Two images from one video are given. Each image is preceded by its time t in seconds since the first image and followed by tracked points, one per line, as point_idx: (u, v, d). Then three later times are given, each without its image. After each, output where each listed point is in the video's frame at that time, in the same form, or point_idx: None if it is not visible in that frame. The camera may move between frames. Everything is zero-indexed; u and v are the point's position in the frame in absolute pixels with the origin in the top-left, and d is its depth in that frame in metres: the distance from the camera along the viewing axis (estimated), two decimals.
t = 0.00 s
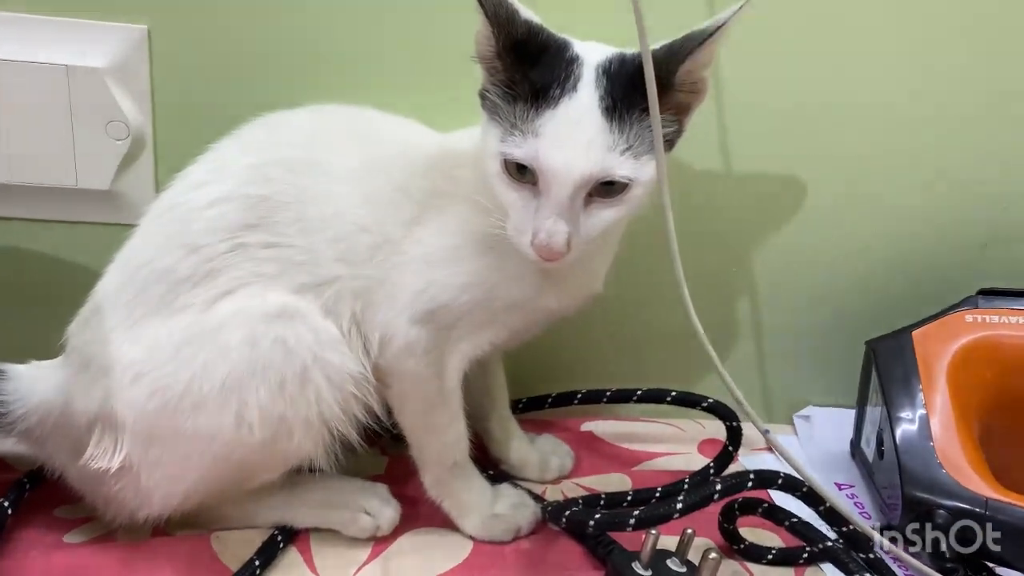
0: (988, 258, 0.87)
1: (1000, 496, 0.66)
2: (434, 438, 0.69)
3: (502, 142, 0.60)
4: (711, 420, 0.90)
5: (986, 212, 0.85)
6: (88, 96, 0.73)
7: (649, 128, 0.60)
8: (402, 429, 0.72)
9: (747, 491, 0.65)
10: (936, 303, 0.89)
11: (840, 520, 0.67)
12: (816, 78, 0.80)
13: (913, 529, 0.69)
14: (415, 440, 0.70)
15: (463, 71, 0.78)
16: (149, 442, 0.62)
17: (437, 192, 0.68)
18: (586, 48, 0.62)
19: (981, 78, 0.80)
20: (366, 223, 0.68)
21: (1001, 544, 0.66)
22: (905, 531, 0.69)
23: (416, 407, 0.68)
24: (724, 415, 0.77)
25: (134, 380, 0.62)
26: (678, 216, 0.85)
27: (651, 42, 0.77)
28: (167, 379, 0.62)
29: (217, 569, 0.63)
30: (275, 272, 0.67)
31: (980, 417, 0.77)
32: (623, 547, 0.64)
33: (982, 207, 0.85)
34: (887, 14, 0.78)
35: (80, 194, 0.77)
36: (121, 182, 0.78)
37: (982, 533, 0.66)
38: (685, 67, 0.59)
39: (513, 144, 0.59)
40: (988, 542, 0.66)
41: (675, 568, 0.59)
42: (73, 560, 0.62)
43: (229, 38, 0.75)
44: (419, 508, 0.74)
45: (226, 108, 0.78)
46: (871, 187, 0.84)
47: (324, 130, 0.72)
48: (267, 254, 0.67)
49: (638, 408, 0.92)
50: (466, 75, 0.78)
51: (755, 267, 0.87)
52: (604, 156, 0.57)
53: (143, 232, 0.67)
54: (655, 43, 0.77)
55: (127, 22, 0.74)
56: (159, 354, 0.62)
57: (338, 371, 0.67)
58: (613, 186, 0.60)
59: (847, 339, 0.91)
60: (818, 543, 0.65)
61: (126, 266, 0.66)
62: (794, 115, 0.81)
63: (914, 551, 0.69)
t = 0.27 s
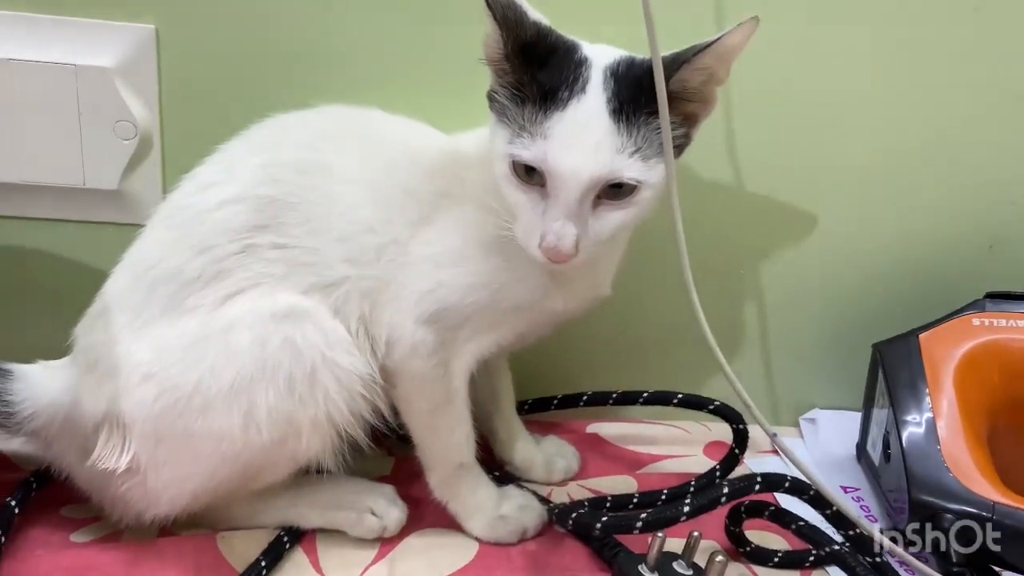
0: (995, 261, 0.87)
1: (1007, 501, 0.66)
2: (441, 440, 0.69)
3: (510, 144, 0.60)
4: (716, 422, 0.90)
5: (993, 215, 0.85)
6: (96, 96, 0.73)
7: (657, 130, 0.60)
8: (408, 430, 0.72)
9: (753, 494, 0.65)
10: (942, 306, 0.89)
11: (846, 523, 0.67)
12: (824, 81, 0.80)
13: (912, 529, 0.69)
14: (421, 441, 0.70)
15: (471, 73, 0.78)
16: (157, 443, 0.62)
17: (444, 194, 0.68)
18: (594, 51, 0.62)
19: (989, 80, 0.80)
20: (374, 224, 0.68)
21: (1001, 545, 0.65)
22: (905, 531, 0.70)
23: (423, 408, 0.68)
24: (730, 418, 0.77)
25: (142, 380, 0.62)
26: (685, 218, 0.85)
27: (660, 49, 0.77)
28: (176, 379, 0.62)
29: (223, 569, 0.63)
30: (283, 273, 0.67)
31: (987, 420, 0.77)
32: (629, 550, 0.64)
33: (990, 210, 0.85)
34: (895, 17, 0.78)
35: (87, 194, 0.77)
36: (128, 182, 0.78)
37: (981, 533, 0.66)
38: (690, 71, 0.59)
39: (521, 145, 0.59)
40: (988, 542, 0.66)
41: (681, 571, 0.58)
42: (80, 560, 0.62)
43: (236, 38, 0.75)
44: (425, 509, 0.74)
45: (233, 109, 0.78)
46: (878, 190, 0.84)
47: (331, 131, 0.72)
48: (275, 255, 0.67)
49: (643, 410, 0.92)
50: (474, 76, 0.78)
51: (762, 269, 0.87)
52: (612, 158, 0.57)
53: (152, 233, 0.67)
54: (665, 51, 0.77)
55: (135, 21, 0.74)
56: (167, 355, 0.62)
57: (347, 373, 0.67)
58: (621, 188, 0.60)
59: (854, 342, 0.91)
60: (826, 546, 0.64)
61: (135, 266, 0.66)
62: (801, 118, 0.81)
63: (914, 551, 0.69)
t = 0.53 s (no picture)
0: (997, 268, 0.87)
1: (1008, 507, 0.66)
2: (445, 444, 0.70)
3: (516, 151, 0.60)
4: (719, 427, 0.90)
5: (996, 222, 0.85)
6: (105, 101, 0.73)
7: (662, 139, 0.60)
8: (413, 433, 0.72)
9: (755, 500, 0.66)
10: (945, 313, 0.89)
11: (848, 529, 0.67)
12: (827, 88, 0.80)
13: (912, 529, 0.69)
14: (426, 445, 0.70)
15: (476, 80, 0.78)
16: (164, 446, 0.63)
17: (450, 200, 0.69)
18: (600, 59, 0.62)
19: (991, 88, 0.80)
20: (380, 230, 0.68)
21: (1001, 545, 0.65)
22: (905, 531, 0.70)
23: (428, 413, 0.69)
24: (732, 423, 0.77)
25: (150, 384, 0.63)
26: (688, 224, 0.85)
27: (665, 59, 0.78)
28: (184, 384, 0.62)
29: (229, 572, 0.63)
30: (290, 279, 0.68)
31: (988, 427, 0.78)
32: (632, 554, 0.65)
33: (992, 218, 0.85)
34: (898, 25, 0.78)
35: (95, 198, 0.78)
36: (136, 186, 0.78)
37: (981, 533, 0.66)
38: (693, 79, 0.59)
39: (527, 153, 0.60)
40: (987, 544, 0.65)
41: None
42: (87, 562, 0.63)
43: (243, 44, 0.76)
44: (429, 513, 0.74)
45: (241, 114, 0.79)
46: (880, 197, 0.84)
47: (339, 137, 0.72)
48: (282, 261, 0.68)
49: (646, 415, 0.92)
50: (480, 82, 0.78)
51: (764, 275, 0.88)
52: (617, 166, 0.57)
53: (161, 238, 0.68)
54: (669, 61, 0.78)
55: (143, 27, 0.74)
56: (175, 359, 0.63)
57: (353, 378, 0.67)
58: (626, 196, 0.61)
59: (856, 348, 0.91)
60: (827, 552, 0.65)
61: (144, 271, 0.67)
62: (804, 125, 0.82)
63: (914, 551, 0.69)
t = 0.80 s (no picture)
0: (994, 268, 0.87)
1: (1003, 506, 0.66)
2: (440, 442, 0.70)
3: (512, 150, 0.61)
4: (715, 427, 0.90)
5: (992, 222, 0.85)
6: (101, 99, 0.74)
7: (657, 138, 0.60)
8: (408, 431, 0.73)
9: (750, 499, 0.66)
10: (941, 313, 0.89)
11: (842, 528, 0.67)
12: (824, 88, 0.80)
13: (912, 529, 0.69)
14: (421, 443, 0.70)
15: (473, 78, 0.78)
16: (159, 443, 0.63)
17: (446, 198, 0.69)
18: (596, 58, 0.62)
19: (988, 88, 0.80)
20: (376, 228, 0.68)
21: (1001, 545, 0.65)
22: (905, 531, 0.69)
23: (423, 411, 0.69)
24: (727, 422, 0.77)
25: (145, 382, 0.63)
26: (685, 224, 0.85)
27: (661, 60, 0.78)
28: (179, 381, 0.62)
29: (222, 569, 0.63)
30: (286, 277, 0.68)
31: (984, 427, 0.78)
32: (626, 553, 0.65)
33: (989, 217, 0.85)
34: (894, 25, 0.78)
35: (91, 195, 0.78)
36: (132, 184, 0.79)
37: (981, 533, 0.65)
38: (687, 78, 0.59)
39: (523, 151, 0.60)
40: (987, 543, 0.65)
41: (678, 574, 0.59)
42: (81, 559, 0.63)
43: (240, 42, 0.76)
44: (424, 511, 0.74)
45: (237, 113, 0.79)
46: (877, 196, 0.84)
47: (335, 136, 0.72)
48: (278, 258, 0.68)
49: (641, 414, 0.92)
50: (476, 81, 0.79)
51: (761, 275, 0.88)
52: (613, 165, 0.57)
53: (156, 236, 0.68)
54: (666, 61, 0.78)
55: (139, 25, 0.74)
56: (170, 356, 0.63)
57: (348, 376, 0.67)
58: (621, 195, 0.61)
59: (852, 348, 0.91)
60: (821, 551, 0.64)
61: (139, 269, 0.67)
62: (801, 125, 0.82)
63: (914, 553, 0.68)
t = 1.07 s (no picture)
0: (993, 275, 0.87)
1: (1004, 513, 0.67)
2: (444, 449, 0.70)
3: (516, 159, 0.61)
4: (717, 433, 0.91)
5: (992, 229, 0.86)
6: (108, 108, 0.74)
7: (660, 148, 0.61)
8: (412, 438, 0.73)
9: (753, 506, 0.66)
10: (941, 320, 0.90)
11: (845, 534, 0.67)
12: (825, 97, 0.81)
13: (913, 529, 0.69)
14: (426, 450, 0.71)
15: (477, 87, 0.79)
16: (166, 451, 0.63)
17: (451, 207, 0.69)
18: (599, 70, 0.63)
19: (987, 97, 0.81)
20: (381, 236, 0.69)
21: (1001, 546, 0.65)
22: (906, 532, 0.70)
23: (427, 418, 0.69)
24: (730, 429, 0.77)
25: (151, 389, 0.63)
26: (687, 231, 0.86)
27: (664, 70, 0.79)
28: (185, 389, 0.63)
29: None
30: (291, 284, 0.68)
31: (985, 433, 0.78)
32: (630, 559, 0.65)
33: (989, 225, 0.86)
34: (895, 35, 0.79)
35: (97, 204, 0.78)
36: (138, 192, 0.79)
37: (981, 534, 0.66)
38: (689, 90, 0.59)
39: (527, 160, 0.60)
40: (988, 543, 0.66)
41: None
42: (88, 565, 0.63)
43: (246, 52, 0.77)
44: (428, 518, 0.75)
45: (242, 122, 0.79)
46: (878, 204, 0.85)
47: (340, 145, 0.73)
48: (283, 267, 0.68)
49: (644, 421, 0.92)
50: (480, 90, 0.79)
51: (763, 282, 0.88)
52: (616, 175, 0.58)
53: (163, 244, 0.68)
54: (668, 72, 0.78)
55: (146, 35, 0.75)
56: (176, 364, 0.64)
57: (353, 383, 0.68)
58: (624, 204, 0.61)
59: (854, 354, 0.92)
60: (823, 557, 0.64)
61: (146, 277, 0.67)
62: (802, 133, 0.82)
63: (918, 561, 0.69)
